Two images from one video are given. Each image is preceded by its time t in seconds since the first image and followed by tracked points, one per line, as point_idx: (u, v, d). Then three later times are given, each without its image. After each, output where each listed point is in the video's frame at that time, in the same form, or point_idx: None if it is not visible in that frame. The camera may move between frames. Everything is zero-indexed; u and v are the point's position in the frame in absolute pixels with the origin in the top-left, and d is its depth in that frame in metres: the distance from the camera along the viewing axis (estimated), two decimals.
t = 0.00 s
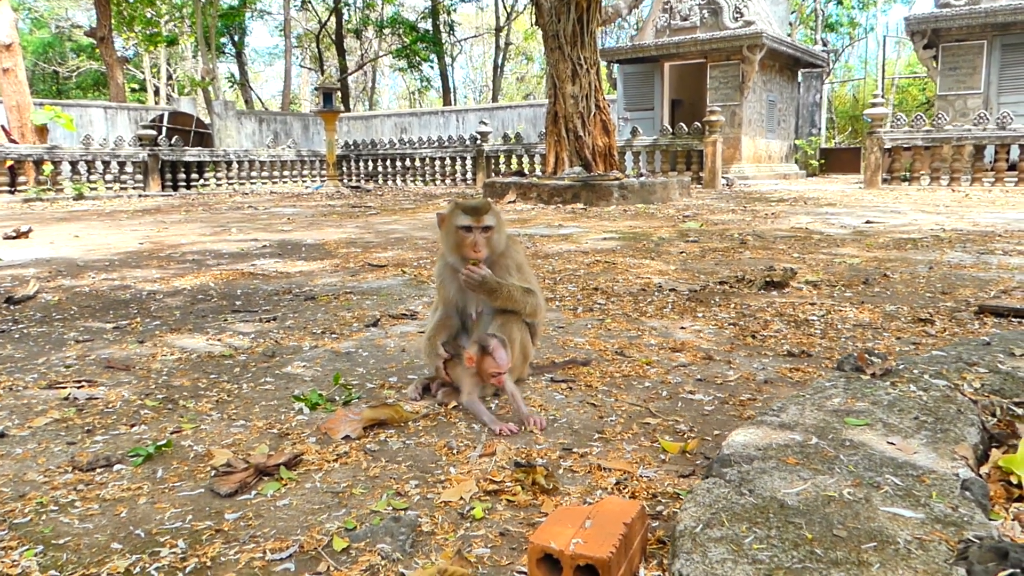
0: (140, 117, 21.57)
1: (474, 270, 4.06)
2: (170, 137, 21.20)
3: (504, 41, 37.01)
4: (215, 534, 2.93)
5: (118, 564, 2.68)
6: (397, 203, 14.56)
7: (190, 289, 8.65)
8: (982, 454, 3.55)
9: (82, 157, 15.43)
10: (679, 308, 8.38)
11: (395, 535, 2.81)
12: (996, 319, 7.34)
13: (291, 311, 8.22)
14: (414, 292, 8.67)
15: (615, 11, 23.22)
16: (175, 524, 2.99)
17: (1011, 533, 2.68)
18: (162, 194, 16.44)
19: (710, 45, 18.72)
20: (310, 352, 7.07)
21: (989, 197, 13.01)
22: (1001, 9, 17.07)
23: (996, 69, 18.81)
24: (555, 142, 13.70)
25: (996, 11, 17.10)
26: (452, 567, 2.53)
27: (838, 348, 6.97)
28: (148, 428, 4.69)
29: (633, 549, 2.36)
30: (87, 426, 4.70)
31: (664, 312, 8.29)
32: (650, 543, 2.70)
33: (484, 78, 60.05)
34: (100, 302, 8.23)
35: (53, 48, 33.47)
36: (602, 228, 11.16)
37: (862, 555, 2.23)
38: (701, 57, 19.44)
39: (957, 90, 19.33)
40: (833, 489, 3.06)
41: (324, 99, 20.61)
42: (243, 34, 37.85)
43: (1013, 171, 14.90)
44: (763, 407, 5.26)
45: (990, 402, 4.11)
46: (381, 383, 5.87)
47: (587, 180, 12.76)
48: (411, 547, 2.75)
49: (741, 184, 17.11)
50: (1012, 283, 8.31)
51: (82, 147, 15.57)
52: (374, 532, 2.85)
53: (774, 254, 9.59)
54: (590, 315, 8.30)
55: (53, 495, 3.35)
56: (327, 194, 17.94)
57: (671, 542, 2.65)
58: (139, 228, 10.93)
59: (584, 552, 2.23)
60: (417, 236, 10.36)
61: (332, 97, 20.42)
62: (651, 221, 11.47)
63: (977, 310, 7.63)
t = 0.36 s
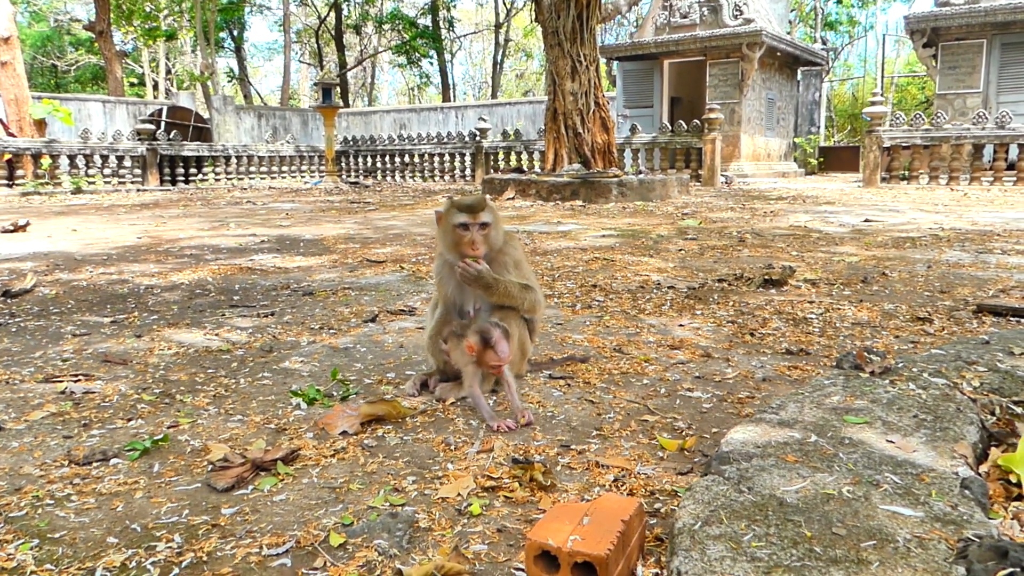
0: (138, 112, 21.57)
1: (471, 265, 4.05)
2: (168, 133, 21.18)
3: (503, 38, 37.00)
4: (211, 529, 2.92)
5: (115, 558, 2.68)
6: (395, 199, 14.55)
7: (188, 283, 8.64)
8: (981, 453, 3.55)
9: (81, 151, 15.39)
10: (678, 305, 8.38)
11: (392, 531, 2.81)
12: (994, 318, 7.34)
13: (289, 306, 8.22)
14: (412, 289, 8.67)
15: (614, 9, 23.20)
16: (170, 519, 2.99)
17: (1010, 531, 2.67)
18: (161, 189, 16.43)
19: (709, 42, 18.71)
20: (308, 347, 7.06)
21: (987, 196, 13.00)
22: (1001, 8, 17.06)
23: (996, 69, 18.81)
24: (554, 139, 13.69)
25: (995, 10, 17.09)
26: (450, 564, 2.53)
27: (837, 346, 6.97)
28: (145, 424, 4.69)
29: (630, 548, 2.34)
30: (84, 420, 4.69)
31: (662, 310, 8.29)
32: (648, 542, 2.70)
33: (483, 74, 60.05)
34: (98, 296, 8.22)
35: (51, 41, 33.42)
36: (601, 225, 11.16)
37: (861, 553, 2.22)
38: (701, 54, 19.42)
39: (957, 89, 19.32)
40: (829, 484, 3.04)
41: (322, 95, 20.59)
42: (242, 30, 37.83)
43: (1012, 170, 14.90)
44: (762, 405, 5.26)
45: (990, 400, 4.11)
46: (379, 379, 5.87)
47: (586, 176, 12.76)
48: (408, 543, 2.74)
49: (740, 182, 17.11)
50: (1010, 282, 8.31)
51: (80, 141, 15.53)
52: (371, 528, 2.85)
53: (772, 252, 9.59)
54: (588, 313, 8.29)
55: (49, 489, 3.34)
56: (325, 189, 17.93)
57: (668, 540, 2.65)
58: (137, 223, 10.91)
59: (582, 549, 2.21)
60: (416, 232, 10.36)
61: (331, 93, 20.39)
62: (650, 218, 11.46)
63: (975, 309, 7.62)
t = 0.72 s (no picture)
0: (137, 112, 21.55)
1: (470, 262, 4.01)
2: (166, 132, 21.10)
3: (503, 38, 37.01)
4: (208, 530, 2.88)
5: (111, 559, 2.66)
6: (395, 200, 14.55)
7: (186, 283, 8.63)
8: (981, 455, 3.48)
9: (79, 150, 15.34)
10: (677, 306, 8.36)
11: (390, 532, 2.79)
12: (993, 320, 7.33)
13: (287, 307, 8.20)
14: (410, 289, 8.66)
15: (614, 10, 23.17)
16: (168, 517, 2.96)
17: (1009, 533, 2.65)
18: (160, 189, 16.34)
19: (710, 43, 18.67)
20: (306, 347, 7.04)
21: (988, 199, 12.99)
22: (1002, 11, 17.03)
23: (996, 71, 18.79)
24: (553, 140, 13.67)
25: (997, 12, 17.06)
26: (448, 566, 2.51)
27: (836, 348, 6.95)
28: (142, 423, 4.67)
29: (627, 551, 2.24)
30: (80, 420, 4.65)
31: (660, 310, 8.27)
32: (645, 543, 2.69)
33: (483, 74, 60.08)
34: (95, 296, 8.20)
35: (49, 39, 33.41)
36: (600, 226, 11.13)
37: (859, 555, 2.21)
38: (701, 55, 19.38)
39: (957, 91, 19.34)
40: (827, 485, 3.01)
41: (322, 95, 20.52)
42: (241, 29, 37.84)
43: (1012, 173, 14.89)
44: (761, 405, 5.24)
45: (989, 402, 4.09)
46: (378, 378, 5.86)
47: (585, 177, 12.75)
48: (406, 544, 2.72)
49: (740, 184, 17.09)
50: (1010, 284, 8.30)
51: (78, 141, 15.48)
52: (369, 529, 2.82)
53: (772, 253, 9.57)
54: (587, 313, 8.28)
55: (45, 490, 3.29)
56: (322, 190, 17.92)
57: (666, 541, 2.64)
58: (134, 222, 10.90)
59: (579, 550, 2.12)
60: (416, 232, 10.34)
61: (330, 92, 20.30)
62: (649, 219, 11.44)
63: (975, 312, 7.61)
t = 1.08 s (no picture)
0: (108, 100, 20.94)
1: (458, 263, 3.50)
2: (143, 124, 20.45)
3: (503, 31, 36.43)
4: (186, 546, 2.42)
5: None
6: (390, 195, 14.03)
7: (163, 284, 8.12)
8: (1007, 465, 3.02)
9: (47, 143, 14.79)
10: (685, 308, 7.86)
11: (380, 547, 2.33)
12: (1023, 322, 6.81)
13: (271, 308, 7.69)
14: (402, 289, 8.16)
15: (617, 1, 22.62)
16: (144, 532, 2.51)
17: None
18: (134, 183, 15.76)
19: (719, 29, 18.10)
20: (291, 351, 6.53)
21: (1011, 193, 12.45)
22: None
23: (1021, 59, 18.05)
24: (553, 130, 13.12)
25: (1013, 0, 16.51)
26: None
27: (854, 352, 6.41)
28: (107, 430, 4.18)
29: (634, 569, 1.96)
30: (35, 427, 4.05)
31: (668, 312, 7.77)
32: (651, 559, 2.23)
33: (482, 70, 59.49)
34: (65, 297, 7.68)
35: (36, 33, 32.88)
36: (603, 222, 10.60)
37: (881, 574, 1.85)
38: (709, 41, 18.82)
39: (980, 80, 18.73)
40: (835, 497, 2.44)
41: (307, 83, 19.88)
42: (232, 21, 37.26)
43: None
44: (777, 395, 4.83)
45: (1014, 409, 3.59)
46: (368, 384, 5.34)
47: (588, 171, 12.21)
48: (397, 560, 2.28)
49: (751, 177, 16.57)
50: None
51: (46, 133, 14.93)
52: (358, 543, 2.37)
53: (785, 251, 9.05)
54: (593, 314, 7.79)
55: (9, 503, 2.73)
56: (309, 185, 17.41)
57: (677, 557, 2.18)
58: (107, 219, 10.37)
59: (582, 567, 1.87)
60: (409, 229, 9.82)
61: (318, 81, 19.67)
62: (655, 216, 10.93)
63: (1001, 313, 7.08)
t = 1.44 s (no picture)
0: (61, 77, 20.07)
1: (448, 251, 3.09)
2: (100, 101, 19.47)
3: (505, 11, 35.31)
4: (148, 568, 2.01)
5: None
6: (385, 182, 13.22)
7: (122, 278, 7.33)
8: None
9: None
10: (702, 304, 7.09)
11: (363, 569, 1.93)
12: None
13: (243, 305, 6.90)
14: (388, 284, 7.38)
15: None
16: (100, 552, 2.09)
17: None
18: (89, 166, 15.03)
19: None
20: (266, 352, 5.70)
21: None
22: None
23: None
24: (556, 109, 12.31)
25: None
26: None
27: (888, 354, 5.60)
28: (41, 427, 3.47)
29: None
30: None
31: (680, 311, 6.99)
32: None
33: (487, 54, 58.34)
34: (12, 292, 6.90)
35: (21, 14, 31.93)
36: (611, 211, 9.77)
37: None
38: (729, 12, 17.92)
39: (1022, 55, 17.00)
40: (879, 512, 1.99)
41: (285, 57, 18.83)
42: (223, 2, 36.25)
43: None
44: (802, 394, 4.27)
45: None
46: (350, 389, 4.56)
47: (595, 155, 11.39)
48: None
49: (774, 162, 15.74)
50: None
51: None
52: (338, 565, 1.96)
53: (811, 243, 8.20)
54: (601, 312, 7.01)
55: None
56: (288, 168, 16.59)
57: None
58: (61, 207, 9.58)
59: None
60: (397, 217, 9.02)
61: (292, 54, 18.58)
62: (668, 203, 10.13)
63: None
